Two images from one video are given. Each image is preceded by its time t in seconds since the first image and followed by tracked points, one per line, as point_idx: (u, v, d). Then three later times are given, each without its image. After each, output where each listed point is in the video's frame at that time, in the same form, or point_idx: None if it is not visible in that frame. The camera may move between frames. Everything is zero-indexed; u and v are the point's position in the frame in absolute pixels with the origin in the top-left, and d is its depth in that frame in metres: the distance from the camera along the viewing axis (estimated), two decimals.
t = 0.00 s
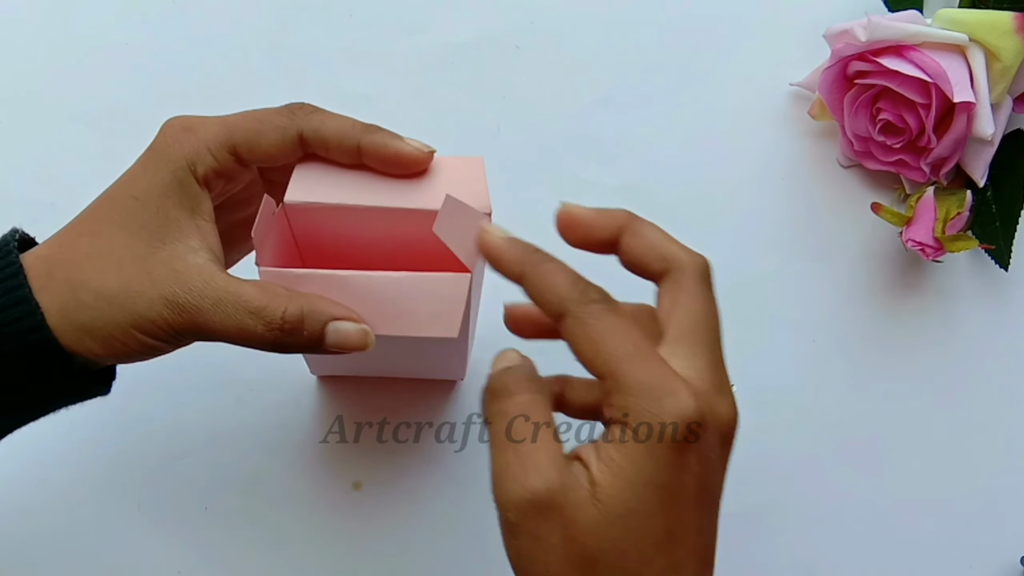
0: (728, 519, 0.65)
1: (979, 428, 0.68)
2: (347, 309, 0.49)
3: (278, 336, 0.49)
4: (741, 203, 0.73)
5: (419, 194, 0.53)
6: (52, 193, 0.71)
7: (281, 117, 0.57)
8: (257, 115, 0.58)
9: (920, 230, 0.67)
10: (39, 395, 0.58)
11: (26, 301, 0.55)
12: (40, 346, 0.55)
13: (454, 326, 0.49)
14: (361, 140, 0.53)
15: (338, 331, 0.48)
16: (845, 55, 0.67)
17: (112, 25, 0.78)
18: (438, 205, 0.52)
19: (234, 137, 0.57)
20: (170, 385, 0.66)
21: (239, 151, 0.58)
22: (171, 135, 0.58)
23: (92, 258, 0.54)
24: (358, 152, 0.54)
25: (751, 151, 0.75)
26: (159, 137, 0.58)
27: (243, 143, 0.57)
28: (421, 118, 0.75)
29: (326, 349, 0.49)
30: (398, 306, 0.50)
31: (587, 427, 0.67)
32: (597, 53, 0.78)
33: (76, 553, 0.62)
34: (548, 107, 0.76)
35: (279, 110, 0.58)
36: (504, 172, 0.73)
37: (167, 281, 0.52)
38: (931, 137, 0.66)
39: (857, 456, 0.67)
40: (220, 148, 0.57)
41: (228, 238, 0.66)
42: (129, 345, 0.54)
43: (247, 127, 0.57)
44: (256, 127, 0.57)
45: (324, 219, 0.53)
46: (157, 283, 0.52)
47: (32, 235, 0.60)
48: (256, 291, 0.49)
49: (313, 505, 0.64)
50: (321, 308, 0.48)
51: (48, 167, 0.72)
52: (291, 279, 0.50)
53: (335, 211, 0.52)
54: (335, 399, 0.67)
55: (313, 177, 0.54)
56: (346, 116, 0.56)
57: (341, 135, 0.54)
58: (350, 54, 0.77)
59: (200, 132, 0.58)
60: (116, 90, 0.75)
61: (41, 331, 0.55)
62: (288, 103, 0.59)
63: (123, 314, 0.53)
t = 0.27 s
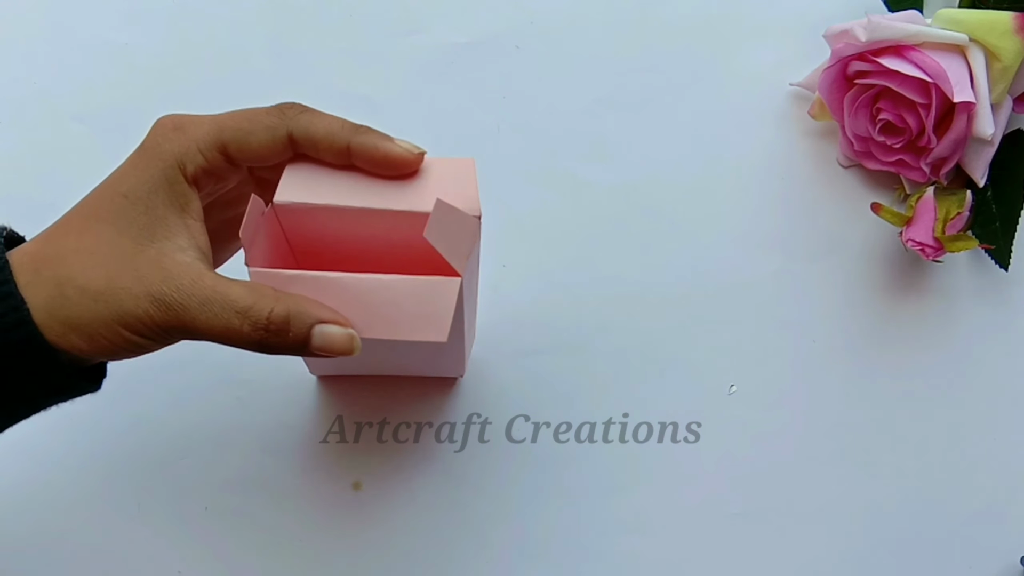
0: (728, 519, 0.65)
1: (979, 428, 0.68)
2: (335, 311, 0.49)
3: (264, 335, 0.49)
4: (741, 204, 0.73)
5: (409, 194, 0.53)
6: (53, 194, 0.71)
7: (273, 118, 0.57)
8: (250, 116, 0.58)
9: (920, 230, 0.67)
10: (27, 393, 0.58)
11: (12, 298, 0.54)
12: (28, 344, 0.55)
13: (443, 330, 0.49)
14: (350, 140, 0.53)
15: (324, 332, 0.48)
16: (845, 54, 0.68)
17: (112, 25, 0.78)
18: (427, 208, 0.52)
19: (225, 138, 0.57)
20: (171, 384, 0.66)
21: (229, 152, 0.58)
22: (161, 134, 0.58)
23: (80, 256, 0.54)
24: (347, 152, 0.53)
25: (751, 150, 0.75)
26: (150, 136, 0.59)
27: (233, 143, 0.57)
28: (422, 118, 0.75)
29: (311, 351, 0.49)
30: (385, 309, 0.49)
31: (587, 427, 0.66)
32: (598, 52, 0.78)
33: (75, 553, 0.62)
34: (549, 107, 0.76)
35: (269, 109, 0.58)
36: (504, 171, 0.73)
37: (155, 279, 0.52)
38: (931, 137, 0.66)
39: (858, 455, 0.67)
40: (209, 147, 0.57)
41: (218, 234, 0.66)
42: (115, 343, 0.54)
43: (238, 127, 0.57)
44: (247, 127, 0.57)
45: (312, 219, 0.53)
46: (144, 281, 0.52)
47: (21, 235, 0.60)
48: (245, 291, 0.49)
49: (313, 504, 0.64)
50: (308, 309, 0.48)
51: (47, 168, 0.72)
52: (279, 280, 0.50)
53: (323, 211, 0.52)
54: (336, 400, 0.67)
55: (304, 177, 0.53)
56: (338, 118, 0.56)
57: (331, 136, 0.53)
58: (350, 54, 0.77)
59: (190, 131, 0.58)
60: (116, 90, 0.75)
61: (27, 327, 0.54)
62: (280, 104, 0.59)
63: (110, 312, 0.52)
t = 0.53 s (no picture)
0: (728, 519, 0.65)
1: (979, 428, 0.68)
2: (341, 329, 0.50)
3: (270, 354, 0.49)
4: (740, 203, 0.73)
5: (416, 210, 0.53)
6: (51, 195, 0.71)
7: (279, 132, 0.56)
8: (255, 128, 0.57)
9: (920, 230, 0.67)
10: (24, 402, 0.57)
11: (11, 311, 0.54)
12: (24, 356, 0.55)
13: (449, 346, 0.50)
14: (357, 156, 0.53)
15: (332, 350, 0.49)
16: (845, 54, 0.67)
17: (111, 25, 0.77)
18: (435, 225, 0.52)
19: (230, 152, 0.57)
20: (170, 384, 0.66)
21: (233, 165, 0.57)
22: (163, 146, 0.58)
23: (84, 272, 0.54)
24: (354, 168, 0.54)
25: (752, 150, 0.75)
26: (152, 149, 0.58)
27: (238, 157, 0.57)
28: (421, 118, 0.75)
29: (318, 368, 0.50)
30: (392, 328, 0.51)
31: (587, 427, 0.66)
32: (598, 52, 0.78)
33: (76, 554, 0.62)
34: (549, 107, 0.76)
35: (275, 122, 0.57)
36: (505, 171, 0.73)
37: (159, 297, 0.52)
38: (931, 137, 0.66)
39: (859, 455, 0.67)
40: (213, 161, 0.57)
41: (218, 240, 0.65)
42: (120, 358, 0.54)
43: (243, 141, 0.57)
44: (252, 142, 0.56)
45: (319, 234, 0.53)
46: (148, 299, 0.52)
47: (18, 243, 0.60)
48: (251, 309, 0.49)
49: (313, 505, 0.64)
50: (315, 327, 0.49)
51: (46, 169, 0.72)
52: (287, 297, 0.51)
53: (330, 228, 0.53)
54: (336, 400, 0.67)
55: (310, 192, 0.54)
56: (345, 132, 0.55)
57: (338, 152, 0.53)
58: (350, 53, 0.77)
59: (193, 144, 0.57)
60: (115, 91, 0.75)
61: (25, 341, 0.54)
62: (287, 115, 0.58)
63: (115, 329, 0.52)
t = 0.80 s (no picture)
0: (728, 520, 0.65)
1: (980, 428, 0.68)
2: (329, 313, 0.50)
3: (258, 334, 0.50)
4: (740, 204, 0.73)
5: (410, 201, 0.53)
6: (51, 194, 0.71)
7: (276, 115, 0.56)
8: (253, 110, 0.57)
9: (920, 230, 0.67)
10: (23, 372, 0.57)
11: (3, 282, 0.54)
12: (18, 326, 0.54)
13: (436, 335, 0.49)
14: (352, 143, 0.53)
15: (319, 334, 0.49)
16: (845, 55, 0.68)
17: (112, 25, 0.78)
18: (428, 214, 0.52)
19: (226, 132, 0.57)
20: (170, 383, 0.67)
21: (229, 145, 0.57)
22: (160, 122, 0.58)
23: (76, 245, 0.54)
24: (349, 155, 0.54)
25: (752, 150, 0.75)
26: (148, 125, 0.58)
27: (234, 137, 0.57)
28: (422, 118, 0.75)
29: (305, 351, 0.51)
30: (381, 315, 0.50)
31: (588, 427, 0.66)
32: (599, 53, 0.78)
33: (74, 554, 0.62)
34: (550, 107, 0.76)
35: (273, 106, 0.57)
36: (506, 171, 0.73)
37: (151, 273, 0.52)
38: (931, 137, 0.66)
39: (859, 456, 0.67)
40: (209, 141, 0.57)
41: (212, 221, 0.66)
42: (109, 333, 0.54)
43: (239, 122, 0.57)
44: (249, 123, 0.57)
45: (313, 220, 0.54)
46: (140, 275, 0.52)
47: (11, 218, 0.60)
48: (241, 289, 0.50)
49: (312, 504, 0.64)
50: (303, 309, 0.49)
51: (47, 167, 0.72)
52: (277, 279, 0.51)
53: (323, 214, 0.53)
54: (336, 399, 0.67)
55: (306, 177, 0.54)
56: (342, 119, 0.55)
57: (333, 139, 0.54)
58: (350, 53, 0.77)
59: (190, 122, 0.57)
60: (115, 90, 0.75)
61: (18, 310, 0.54)
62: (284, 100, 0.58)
63: (104, 302, 0.53)
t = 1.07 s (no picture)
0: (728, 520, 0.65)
1: (979, 428, 0.68)
2: (326, 330, 0.50)
3: (255, 349, 0.49)
4: (740, 204, 0.73)
5: (411, 216, 0.54)
6: (51, 194, 0.71)
7: (278, 127, 0.55)
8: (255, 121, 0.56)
9: (920, 230, 0.67)
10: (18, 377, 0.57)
11: None
12: (14, 334, 0.54)
13: (435, 356, 0.52)
14: (355, 157, 0.53)
15: (318, 350, 0.49)
16: (845, 55, 0.68)
17: (111, 24, 0.78)
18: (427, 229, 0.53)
19: (227, 145, 0.56)
20: (170, 383, 0.67)
21: (230, 157, 0.56)
22: (163, 131, 0.56)
23: (73, 253, 0.52)
24: (351, 168, 0.54)
25: (752, 150, 0.75)
26: (150, 133, 0.57)
27: (236, 149, 0.56)
28: (422, 118, 0.75)
29: (302, 366, 0.51)
30: (379, 332, 0.52)
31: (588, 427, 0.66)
32: (598, 53, 0.78)
33: (75, 554, 0.62)
34: (550, 107, 0.76)
35: (276, 117, 0.56)
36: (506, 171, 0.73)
37: (148, 285, 0.51)
38: (931, 137, 0.66)
39: (859, 456, 0.67)
40: (210, 152, 0.56)
41: (212, 228, 0.65)
42: (105, 342, 0.53)
43: (241, 134, 0.56)
44: (250, 136, 0.56)
45: (313, 232, 0.54)
46: (136, 285, 0.51)
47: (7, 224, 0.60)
48: (240, 303, 0.49)
49: (312, 504, 0.64)
50: (301, 325, 0.49)
51: (46, 167, 0.72)
52: (277, 293, 0.51)
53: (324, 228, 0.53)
54: (337, 400, 0.67)
55: (307, 191, 0.54)
56: (345, 132, 0.55)
57: (336, 153, 0.53)
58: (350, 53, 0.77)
59: (192, 132, 0.56)
60: (115, 91, 0.75)
61: (13, 318, 0.53)
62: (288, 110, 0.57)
63: (101, 312, 0.51)
